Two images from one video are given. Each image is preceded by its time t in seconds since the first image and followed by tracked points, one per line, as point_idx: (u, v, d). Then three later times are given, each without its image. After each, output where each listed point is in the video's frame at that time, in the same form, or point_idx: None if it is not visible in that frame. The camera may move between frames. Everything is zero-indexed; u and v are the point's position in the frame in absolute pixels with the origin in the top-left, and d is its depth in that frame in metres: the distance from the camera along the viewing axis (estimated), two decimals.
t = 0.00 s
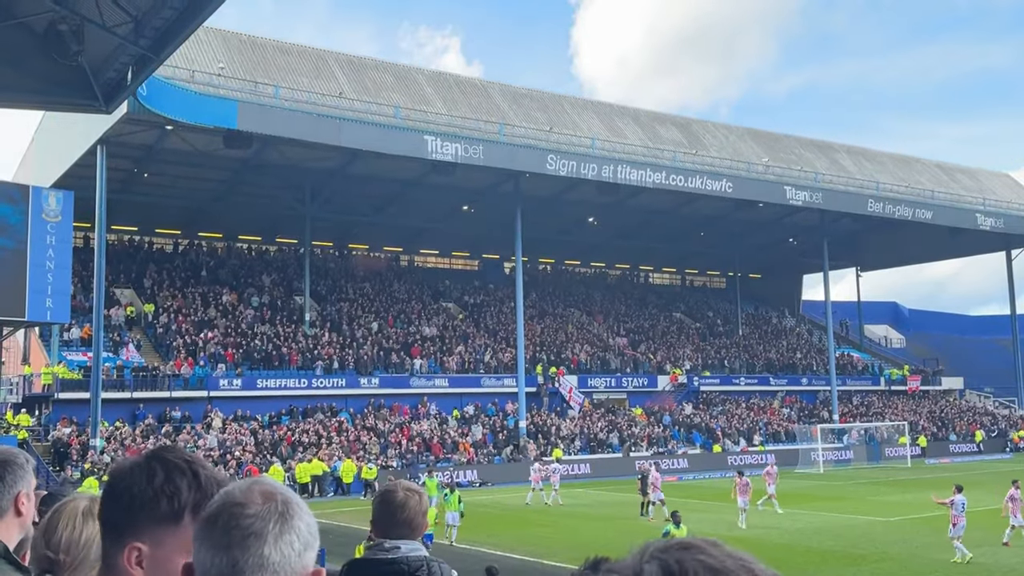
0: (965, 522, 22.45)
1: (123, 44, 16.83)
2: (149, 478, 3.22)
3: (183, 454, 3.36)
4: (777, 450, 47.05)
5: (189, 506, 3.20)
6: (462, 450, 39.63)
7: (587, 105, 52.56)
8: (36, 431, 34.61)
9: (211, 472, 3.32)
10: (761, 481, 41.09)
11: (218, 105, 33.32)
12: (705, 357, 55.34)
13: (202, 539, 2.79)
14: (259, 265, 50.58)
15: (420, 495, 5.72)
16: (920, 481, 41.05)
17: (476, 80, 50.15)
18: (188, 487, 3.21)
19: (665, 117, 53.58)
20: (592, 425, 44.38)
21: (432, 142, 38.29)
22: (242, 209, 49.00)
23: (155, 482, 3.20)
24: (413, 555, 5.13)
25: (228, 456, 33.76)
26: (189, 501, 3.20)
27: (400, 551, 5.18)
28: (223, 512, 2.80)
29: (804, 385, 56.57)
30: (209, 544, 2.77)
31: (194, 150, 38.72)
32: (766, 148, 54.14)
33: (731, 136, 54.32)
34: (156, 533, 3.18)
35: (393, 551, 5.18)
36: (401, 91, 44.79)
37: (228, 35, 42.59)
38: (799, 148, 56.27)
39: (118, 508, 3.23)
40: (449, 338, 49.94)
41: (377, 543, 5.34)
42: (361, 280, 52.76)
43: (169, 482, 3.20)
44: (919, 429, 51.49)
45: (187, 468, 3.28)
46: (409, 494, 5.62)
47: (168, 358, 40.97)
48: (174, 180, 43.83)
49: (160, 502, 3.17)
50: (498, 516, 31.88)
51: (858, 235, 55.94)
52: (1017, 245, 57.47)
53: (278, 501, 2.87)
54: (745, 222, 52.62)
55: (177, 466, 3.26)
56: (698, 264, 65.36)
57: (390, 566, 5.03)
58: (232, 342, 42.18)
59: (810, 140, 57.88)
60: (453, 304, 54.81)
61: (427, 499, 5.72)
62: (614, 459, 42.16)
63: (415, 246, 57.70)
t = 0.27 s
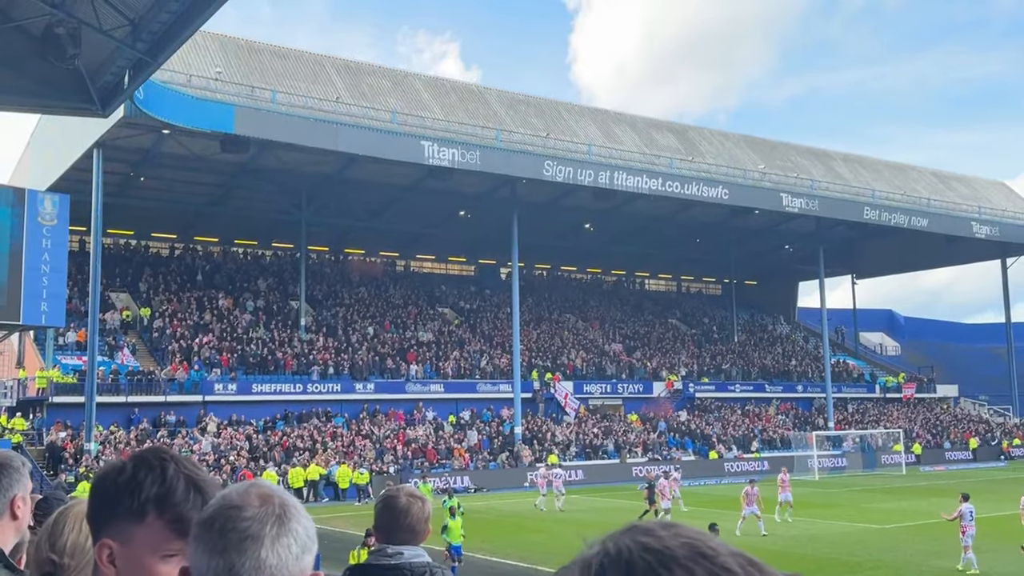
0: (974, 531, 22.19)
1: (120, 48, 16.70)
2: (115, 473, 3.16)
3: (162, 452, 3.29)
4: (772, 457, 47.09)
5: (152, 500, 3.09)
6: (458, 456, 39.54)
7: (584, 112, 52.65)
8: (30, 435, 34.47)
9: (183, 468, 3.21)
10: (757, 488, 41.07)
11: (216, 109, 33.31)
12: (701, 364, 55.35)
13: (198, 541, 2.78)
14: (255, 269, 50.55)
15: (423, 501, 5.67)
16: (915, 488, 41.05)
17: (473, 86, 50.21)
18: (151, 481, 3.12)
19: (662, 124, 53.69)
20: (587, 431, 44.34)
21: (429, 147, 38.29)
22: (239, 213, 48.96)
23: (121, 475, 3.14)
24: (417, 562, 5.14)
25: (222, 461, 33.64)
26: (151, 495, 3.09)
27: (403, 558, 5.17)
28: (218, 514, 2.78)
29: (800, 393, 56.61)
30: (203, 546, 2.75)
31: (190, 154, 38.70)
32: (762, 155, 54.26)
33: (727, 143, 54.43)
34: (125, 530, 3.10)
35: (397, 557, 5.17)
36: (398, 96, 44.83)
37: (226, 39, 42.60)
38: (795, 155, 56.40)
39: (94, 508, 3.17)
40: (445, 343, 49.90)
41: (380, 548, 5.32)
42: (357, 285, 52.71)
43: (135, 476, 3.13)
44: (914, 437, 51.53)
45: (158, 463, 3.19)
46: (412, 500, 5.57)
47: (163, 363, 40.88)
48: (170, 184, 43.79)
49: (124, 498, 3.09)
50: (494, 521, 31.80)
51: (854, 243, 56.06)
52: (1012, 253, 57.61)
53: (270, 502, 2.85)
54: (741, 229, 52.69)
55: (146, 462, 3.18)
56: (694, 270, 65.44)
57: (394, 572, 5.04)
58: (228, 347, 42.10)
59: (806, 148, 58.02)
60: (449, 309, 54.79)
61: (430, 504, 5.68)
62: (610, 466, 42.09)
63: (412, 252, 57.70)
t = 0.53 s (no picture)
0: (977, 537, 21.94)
1: (111, 48, 16.64)
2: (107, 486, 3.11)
3: (154, 461, 3.27)
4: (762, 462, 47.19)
5: (141, 508, 3.06)
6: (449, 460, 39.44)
7: (576, 115, 52.70)
8: (18, 437, 34.23)
9: (173, 476, 3.17)
10: (748, 492, 41.12)
11: (207, 111, 33.22)
12: (692, 368, 55.40)
13: (186, 544, 2.76)
14: (246, 272, 50.41)
15: (414, 505, 5.66)
16: (905, 492, 41.16)
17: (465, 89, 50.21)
18: (141, 488, 3.09)
19: (654, 128, 53.79)
20: (579, 435, 44.30)
21: (421, 150, 38.27)
22: (230, 215, 48.84)
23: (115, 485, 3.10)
24: (410, 565, 5.15)
25: (212, 464, 33.46)
26: (140, 501, 3.06)
27: (396, 561, 5.17)
28: (206, 518, 2.76)
29: (791, 397, 56.74)
30: (189, 551, 2.73)
31: (181, 156, 38.56)
32: (754, 160, 54.41)
33: (719, 147, 54.56)
34: (115, 537, 3.07)
35: (390, 562, 5.16)
36: (390, 99, 44.79)
37: (217, 41, 42.51)
38: (787, 160, 56.57)
39: (85, 515, 3.15)
40: (437, 346, 49.81)
41: (372, 553, 5.30)
42: (348, 288, 52.62)
43: (125, 483, 3.10)
44: (904, 441, 51.69)
45: (150, 470, 3.16)
46: (404, 505, 5.57)
47: (153, 366, 40.67)
48: (161, 185, 43.64)
49: (114, 504, 3.07)
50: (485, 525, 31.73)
51: (845, 247, 56.23)
52: (1001, 259, 57.89)
53: (259, 506, 2.82)
54: (732, 233, 52.80)
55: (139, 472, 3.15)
56: (685, 274, 65.55)
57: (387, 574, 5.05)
58: (218, 349, 41.94)
59: (797, 153, 58.20)
60: (441, 313, 54.74)
61: (422, 509, 5.67)
62: (601, 469, 42.04)
63: (403, 255, 57.64)
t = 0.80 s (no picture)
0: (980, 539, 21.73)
1: (100, 47, 16.50)
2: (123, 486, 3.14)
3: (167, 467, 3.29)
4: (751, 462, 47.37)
5: (154, 510, 3.09)
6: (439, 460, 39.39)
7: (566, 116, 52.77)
8: (5, 437, 34.01)
9: (187, 481, 3.20)
10: (737, 492, 41.26)
11: (197, 110, 33.12)
12: (682, 368, 55.54)
13: (184, 543, 2.78)
14: (235, 271, 50.26)
15: (406, 505, 5.66)
16: (893, 493, 41.34)
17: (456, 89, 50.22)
18: (156, 491, 3.12)
19: (644, 129, 53.91)
20: (568, 436, 44.33)
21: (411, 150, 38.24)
22: (219, 215, 48.69)
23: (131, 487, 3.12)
24: (402, 567, 5.16)
25: (201, 465, 33.30)
26: (154, 504, 3.09)
27: (388, 563, 5.18)
28: (204, 517, 2.78)
29: (779, 397, 56.94)
30: (186, 551, 2.75)
31: (170, 155, 38.42)
32: (743, 161, 54.60)
33: (708, 148, 54.71)
34: (128, 538, 3.08)
35: (383, 563, 5.18)
36: (381, 99, 44.73)
37: (207, 40, 42.36)
38: (776, 162, 56.78)
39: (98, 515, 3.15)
40: (427, 347, 49.76)
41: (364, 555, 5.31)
42: (338, 288, 52.55)
43: (139, 486, 3.13)
44: (892, 442, 51.96)
45: (164, 474, 3.19)
46: (395, 505, 5.56)
47: (141, 365, 40.49)
48: (150, 185, 43.47)
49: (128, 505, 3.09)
50: (474, 526, 31.72)
51: (833, 249, 56.47)
52: (988, 260, 58.24)
53: (258, 506, 2.83)
54: (722, 234, 52.96)
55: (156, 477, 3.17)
56: (675, 275, 65.72)
57: None
58: (207, 349, 41.81)
59: (786, 155, 58.42)
60: (431, 313, 54.73)
61: (413, 509, 5.67)
62: (590, 470, 42.07)
63: (393, 255, 57.60)
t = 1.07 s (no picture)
0: (981, 539, 21.54)
1: (88, 43, 16.30)
2: (149, 509, 3.28)
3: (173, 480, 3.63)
4: (740, 460, 47.52)
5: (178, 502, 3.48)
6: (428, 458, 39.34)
7: (556, 114, 52.79)
8: None
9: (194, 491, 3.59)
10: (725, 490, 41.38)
11: (185, 108, 32.98)
12: (671, 367, 55.65)
13: (177, 541, 2.78)
14: (224, 269, 50.09)
15: (394, 504, 5.63)
16: (880, 491, 41.54)
17: (445, 87, 50.19)
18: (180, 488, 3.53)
19: (633, 128, 54.02)
20: (557, 434, 44.35)
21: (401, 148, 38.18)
22: (208, 212, 48.51)
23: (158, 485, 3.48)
24: (390, 567, 5.16)
25: (189, 463, 33.17)
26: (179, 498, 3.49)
27: (376, 563, 5.17)
28: (197, 515, 2.78)
29: (768, 395, 57.16)
30: (180, 548, 2.76)
31: (158, 152, 38.24)
32: (732, 159, 54.78)
33: (698, 147, 54.84)
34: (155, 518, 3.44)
35: (370, 563, 5.18)
36: (370, 96, 44.66)
37: (195, 37, 42.17)
38: (765, 161, 56.97)
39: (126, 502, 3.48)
40: (416, 345, 49.72)
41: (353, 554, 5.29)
42: (327, 286, 52.45)
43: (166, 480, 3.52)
44: (879, 440, 52.27)
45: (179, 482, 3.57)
46: (383, 504, 5.54)
47: (129, 363, 40.30)
48: (138, 182, 43.28)
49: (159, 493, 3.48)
50: (464, 524, 31.71)
51: (822, 247, 56.65)
52: (975, 260, 58.63)
53: (253, 503, 2.84)
54: (711, 233, 53.10)
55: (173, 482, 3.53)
56: (664, 273, 65.88)
57: None
58: (196, 347, 41.68)
59: (775, 153, 58.60)
60: (420, 311, 54.71)
61: (402, 508, 5.64)
62: (579, 468, 42.11)
63: (382, 253, 57.56)
